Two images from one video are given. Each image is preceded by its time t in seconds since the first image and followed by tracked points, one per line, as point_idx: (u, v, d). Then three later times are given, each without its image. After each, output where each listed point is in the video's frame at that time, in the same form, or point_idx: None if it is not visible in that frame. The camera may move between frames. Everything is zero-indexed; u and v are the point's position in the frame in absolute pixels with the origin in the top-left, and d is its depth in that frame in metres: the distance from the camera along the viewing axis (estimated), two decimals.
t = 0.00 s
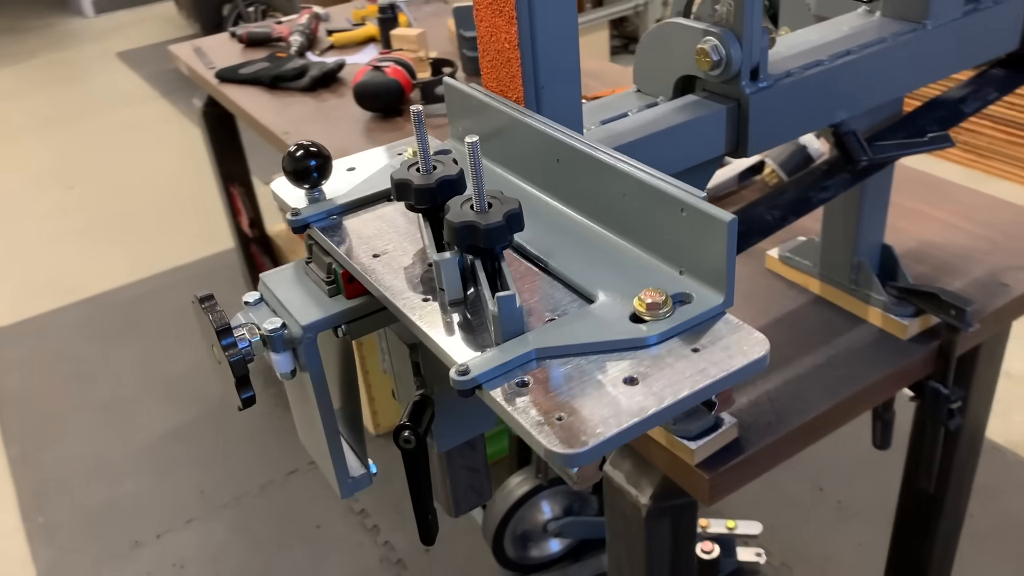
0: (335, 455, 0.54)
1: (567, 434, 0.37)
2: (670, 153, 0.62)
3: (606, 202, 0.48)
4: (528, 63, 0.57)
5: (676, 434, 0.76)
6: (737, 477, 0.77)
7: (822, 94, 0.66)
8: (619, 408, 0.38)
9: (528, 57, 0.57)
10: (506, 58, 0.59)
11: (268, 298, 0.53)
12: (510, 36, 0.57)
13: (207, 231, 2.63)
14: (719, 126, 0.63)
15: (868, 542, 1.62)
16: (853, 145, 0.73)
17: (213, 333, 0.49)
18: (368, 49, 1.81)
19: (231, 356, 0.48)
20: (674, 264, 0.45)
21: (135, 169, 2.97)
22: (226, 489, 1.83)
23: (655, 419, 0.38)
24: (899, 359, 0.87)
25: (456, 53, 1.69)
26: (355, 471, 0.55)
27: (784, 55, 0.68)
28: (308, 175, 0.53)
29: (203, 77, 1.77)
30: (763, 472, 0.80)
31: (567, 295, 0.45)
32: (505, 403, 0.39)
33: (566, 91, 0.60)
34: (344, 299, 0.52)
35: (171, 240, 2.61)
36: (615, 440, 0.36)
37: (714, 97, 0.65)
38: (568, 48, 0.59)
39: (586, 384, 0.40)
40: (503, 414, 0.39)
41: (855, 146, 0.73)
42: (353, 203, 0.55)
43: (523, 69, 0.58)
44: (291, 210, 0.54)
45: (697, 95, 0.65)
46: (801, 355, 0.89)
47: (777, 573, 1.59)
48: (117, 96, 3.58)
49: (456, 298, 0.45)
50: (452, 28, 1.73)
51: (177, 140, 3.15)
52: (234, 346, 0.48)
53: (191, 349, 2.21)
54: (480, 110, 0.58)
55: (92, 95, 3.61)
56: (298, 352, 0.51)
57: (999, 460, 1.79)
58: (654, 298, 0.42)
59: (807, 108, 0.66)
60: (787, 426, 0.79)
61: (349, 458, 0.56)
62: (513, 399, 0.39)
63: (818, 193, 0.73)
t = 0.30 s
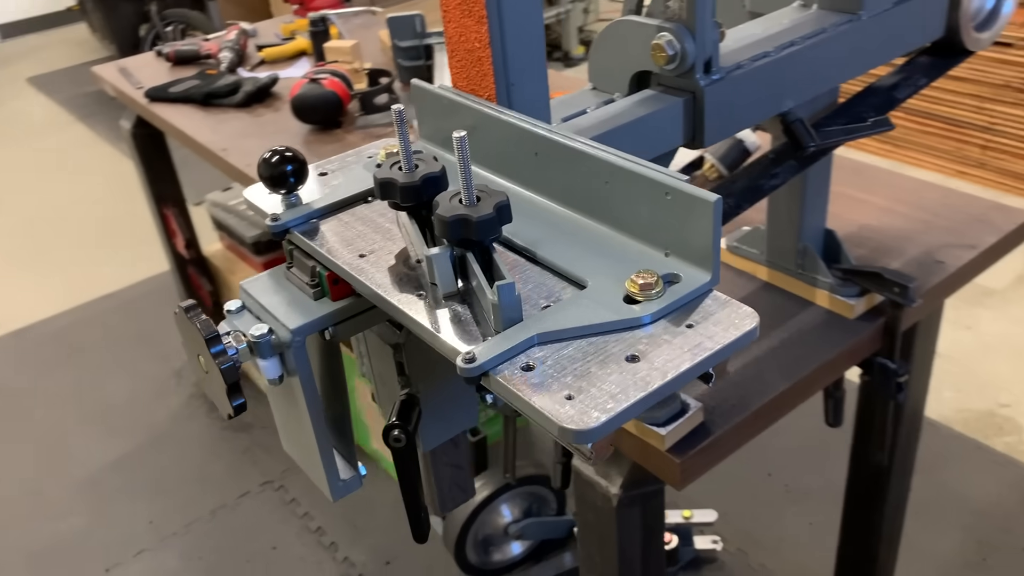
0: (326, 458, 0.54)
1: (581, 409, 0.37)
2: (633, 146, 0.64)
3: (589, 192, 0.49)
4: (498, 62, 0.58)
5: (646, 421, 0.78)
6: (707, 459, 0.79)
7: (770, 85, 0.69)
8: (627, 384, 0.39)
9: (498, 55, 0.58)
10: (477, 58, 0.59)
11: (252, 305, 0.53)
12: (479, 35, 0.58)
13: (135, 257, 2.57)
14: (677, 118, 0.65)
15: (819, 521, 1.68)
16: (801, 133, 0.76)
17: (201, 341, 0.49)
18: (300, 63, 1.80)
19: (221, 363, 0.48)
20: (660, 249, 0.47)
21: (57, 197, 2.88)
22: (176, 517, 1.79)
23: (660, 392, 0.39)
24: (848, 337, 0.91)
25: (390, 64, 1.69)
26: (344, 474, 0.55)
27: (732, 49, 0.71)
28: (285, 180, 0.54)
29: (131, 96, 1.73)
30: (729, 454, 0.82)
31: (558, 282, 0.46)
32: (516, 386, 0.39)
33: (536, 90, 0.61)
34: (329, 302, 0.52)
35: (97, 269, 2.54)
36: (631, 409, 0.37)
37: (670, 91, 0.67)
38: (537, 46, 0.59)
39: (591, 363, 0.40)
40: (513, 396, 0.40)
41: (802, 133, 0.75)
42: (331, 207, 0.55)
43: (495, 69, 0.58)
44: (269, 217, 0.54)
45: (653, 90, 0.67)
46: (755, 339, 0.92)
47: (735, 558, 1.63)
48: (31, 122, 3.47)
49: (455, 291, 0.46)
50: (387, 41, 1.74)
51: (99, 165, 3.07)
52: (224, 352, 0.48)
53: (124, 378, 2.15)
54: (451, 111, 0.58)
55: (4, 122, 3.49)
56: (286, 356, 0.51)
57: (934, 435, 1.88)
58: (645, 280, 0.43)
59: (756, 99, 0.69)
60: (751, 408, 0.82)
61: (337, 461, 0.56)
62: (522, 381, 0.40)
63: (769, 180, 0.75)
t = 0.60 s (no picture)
0: (312, 467, 0.54)
1: (579, 396, 0.39)
2: (591, 149, 0.66)
3: (563, 193, 0.51)
4: (465, 71, 0.59)
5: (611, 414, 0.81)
6: (670, 450, 0.82)
7: (713, 87, 0.73)
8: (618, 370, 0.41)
9: (465, 63, 0.59)
10: (444, 66, 0.61)
11: (231, 317, 0.54)
12: (447, 44, 0.59)
13: (63, 286, 2.51)
14: (631, 121, 0.68)
15: (766, 510, 1.73)
16: (745, 130, 0.78)
17: (186, 354, 0.49)
18: (232, 81, 1.79)
19: (209, 375, 0.48)
20: (636, 242, 0.49)
21: None
22: (122, 548, 1.75)
23: (650, 377, 0.41)
24: (794, 324, 0.95)
25: (325, 79, 1.70)
26: (331, 480, 0.56)
27: (678, 53, 0.74)
28: (259, 193, 0.54)
29: (57, 119, 1.69)
30: (690, 443, 0.85)
31: (541, 279, 0.48)
32: (514, 377, 0.41)
33: (499, 97, 0.63)
34: (310, 310, 0.53)
35: (23, 300, 2.47)
36: (626, 393, 0.39)
37: (623, 94, 0.69)
38: (501, 54, 0.61)
39: (583, 352, 0.42)
40: (510, 387, 0.41)
41: (745, 130, 0.78)
42: (306, 216, 0.56)
43: (462, 77, 0.60)
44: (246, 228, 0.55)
45: (606, 93, 0.70)
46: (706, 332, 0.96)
47: (687, 550, 1.67)
48: None
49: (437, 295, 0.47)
50: (320, 56, 1.74)
51: (19, 192, 2.99)
52: (210, 365, 0.49)
53: (59, 414, 2.11)
54: (418, 120, 0.60)
55: None
56: (270, 366, 0.51)
57: (869, 419, 1.95)
58: (626, 272, 0.46)
59: (702, 100, 0.72)
60: (708, 398, 0.85)
61: (322, 469, 0.56)
62: (518, 372, 0.41)
63: (715, 178, 0.78)
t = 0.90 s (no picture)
0: (306, 478, 0.54)
1: (586, 391, 0.41)
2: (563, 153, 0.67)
3: (550, 194, 0.52)
4: (445, 79, 0.60)
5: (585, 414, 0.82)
6: (642, 447, 0.84)
7: (674, 90, 0.75)
8: (619, 365, 0.43)
9: (444, 72, 0.60)
10: (423, 75, 0.62)
11: (220, 330, 0.54)
12: (427, 54, 0.60)
13: None
14: (599, 125, 0.69)
15: (723, 504, 1.77)
16: (705, 132, 0.81)
17: (180, 369, 0.49)
18: (174, 97, 1.76)
19: (204, 389, 0.48)
20: (622, 240, 0.50)
21: None
22: None
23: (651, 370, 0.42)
24: (753, 319, 0.98)
25: (271, 94, 1.68)
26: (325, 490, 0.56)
27: (639, 58, 0.76)
28: (243, 206, 0.54)
29: None
30: (661, 438, 0.87)
31: (535, 279, 0.49)
32: (519, 375, 0.42)
33: (475, 106, 0.64)
34: (300, 320, 0.53)
35: None
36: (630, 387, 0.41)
37: (589, 99, 0.71)
38: (477, 61, 0.62)
39: (584, 349, 0.44)
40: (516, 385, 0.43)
41: (707, 132, 0.81)
42: (290, 227, 0.56)
43: (440, 86, 0.61)
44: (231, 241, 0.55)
45: (572, 99, 0.71)
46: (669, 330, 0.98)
47: (649, 547, 1.69)
48: None
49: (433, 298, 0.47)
50: (264, 70, 1.73)
51: None
52: (205, 378, 0.49)
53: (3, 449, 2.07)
54: (398, 129, 0.61)
55: None
56: (262, 378, 0.51)
57: (817, 411, 2.01)
58: (618, 269, 0.47)
59: (664, 103, 0.74)
60: (676, 394, 0.86)
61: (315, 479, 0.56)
62: (524, 370, 0.43)
63: (677, 179, 0.79)
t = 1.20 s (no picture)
0: (310, 491, 0.54)
1: (605, 393, 0.42)
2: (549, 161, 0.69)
3: (548, 202, 0.54)
4: (438, 90, 0.61)
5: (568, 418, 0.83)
6: (626, 448, 0.85)
7: (650, 97, 0.76)
8: (633, 366, 0.44)
9: (438, 83, 0.61)
10: (416, 86, 0.62)
11: (220, 345, 0.54)
12: (421, 66, 0.61)
13: None
14: (581, 132, 0.71)
15: (690, 502, 1.79)
16: (682, 138, 0.83)
17: (185, 385, 0.48)
18: (128, 111, 1.73)
19: (212, 404, 0.48)
20: (623, 245, 0.52)
21: None
22: None
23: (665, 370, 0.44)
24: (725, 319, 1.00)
25: (228, 106, 1.67)
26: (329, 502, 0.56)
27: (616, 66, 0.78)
28: (241, 219, 0.54)
29: None
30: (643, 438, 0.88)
31: (542, 286, 0.50)
32: (538, 380, 0.43)
33: (465, 116, 0.64)
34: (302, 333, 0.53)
35: None
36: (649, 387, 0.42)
37: (570, 108, 0.72)
38: (467, 72, 0.63)
39: (597, 352, 0.45)
40: (533, 390, 0.44)
41: (683, 138, 0.82)
42: (287, 240, 0.56)
43: (433, 97, 0.62)
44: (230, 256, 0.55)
45: (554, 108, 0.73)
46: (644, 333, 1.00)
47: (619, 548, 1.71)
48: None
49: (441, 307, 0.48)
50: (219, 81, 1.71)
51: None
52: (212, 393, 0.48)
53: None
54: (391, 141, 0.61)
55: None
56: (265, 392, 0.51)
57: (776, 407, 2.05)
58: (623, 274, 0.49)
59: (641, 110, 0.76)
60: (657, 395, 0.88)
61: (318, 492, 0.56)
62: (540, 374, 0.44)
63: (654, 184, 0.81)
